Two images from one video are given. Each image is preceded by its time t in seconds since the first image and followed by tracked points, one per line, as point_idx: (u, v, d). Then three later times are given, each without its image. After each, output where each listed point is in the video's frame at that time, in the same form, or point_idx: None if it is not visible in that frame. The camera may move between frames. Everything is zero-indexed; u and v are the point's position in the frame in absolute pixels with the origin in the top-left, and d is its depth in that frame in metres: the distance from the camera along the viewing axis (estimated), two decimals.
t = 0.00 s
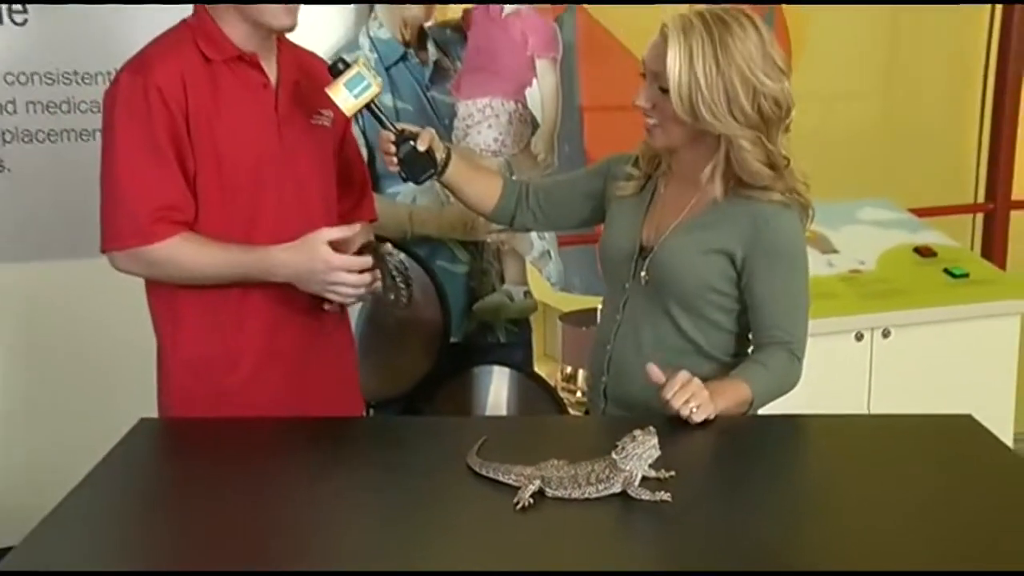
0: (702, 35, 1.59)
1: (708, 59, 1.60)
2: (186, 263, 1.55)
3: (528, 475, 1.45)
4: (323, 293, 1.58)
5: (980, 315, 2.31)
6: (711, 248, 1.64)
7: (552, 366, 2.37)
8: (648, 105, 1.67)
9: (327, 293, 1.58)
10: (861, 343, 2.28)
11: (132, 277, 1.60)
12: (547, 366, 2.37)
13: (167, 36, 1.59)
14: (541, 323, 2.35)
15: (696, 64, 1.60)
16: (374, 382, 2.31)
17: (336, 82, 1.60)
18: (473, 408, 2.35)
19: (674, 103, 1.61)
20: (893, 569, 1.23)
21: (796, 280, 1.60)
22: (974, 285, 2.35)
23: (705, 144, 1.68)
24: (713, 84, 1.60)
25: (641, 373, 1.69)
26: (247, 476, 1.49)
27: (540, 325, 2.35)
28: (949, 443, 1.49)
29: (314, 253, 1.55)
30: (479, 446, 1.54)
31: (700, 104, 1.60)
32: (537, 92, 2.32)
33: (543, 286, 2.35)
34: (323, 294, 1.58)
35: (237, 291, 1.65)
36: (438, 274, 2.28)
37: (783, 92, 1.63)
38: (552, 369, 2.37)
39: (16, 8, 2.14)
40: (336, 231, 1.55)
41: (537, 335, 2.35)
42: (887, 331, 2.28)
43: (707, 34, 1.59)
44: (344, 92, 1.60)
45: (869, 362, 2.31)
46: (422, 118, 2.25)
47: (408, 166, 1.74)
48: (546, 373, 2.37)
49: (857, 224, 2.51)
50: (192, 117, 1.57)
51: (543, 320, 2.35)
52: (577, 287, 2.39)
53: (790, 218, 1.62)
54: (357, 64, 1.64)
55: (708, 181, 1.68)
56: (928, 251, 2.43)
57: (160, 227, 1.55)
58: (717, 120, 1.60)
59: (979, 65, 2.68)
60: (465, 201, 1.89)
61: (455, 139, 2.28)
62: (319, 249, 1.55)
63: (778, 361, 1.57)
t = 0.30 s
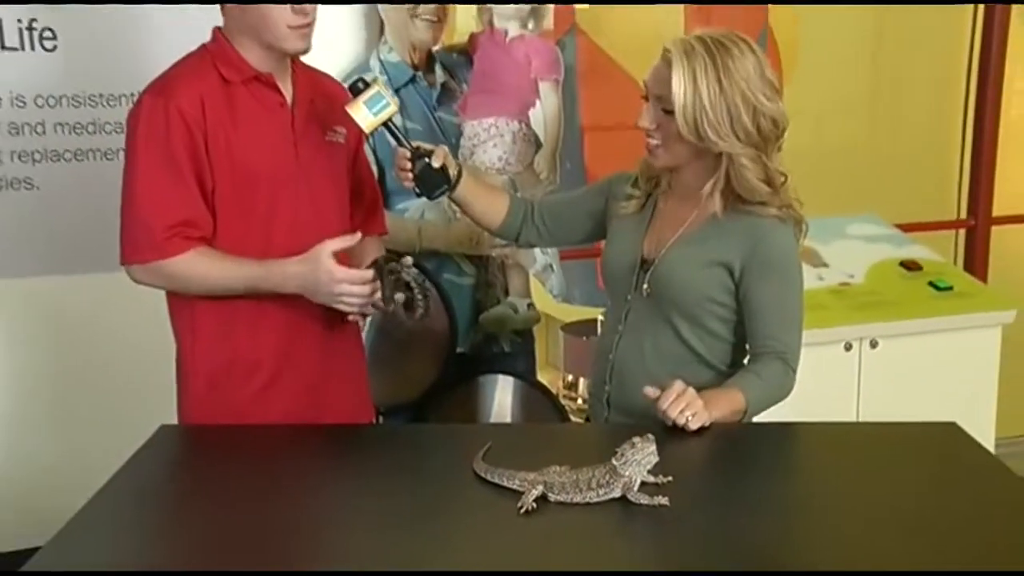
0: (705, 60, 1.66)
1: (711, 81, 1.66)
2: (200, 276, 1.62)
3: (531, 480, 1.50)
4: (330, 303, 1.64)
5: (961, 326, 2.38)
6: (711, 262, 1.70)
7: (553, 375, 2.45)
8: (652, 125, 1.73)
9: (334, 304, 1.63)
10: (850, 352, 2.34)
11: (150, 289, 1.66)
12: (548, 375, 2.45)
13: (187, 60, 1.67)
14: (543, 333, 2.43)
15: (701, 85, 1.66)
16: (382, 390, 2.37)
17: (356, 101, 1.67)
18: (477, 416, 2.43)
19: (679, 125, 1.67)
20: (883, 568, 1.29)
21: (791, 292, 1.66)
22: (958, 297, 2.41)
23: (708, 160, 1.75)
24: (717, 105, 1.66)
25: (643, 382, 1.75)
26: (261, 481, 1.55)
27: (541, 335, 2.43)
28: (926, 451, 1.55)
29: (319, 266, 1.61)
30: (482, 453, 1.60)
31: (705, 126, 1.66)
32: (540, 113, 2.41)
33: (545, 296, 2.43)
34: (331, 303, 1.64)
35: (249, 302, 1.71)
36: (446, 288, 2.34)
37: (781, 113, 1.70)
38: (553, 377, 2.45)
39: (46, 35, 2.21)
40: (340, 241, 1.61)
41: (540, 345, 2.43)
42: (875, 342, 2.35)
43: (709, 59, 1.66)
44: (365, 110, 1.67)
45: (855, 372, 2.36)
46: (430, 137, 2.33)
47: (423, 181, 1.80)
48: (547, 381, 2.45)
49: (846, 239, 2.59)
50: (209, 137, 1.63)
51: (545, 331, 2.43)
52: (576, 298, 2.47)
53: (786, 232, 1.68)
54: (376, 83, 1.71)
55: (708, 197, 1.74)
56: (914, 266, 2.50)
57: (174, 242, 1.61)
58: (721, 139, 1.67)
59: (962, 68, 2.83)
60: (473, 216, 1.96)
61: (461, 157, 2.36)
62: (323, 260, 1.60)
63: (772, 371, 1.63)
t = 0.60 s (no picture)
0: (698, 81, 1.73)
1: (701, 103, 1.73)
2: (212, 283, 1.68)
3: (533, 485, 1.57)
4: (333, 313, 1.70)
5: (944, 337, 2.45)
6: (709, 276, 1.76)
7: (553, 381, 2.54)
8: (644, 138, 1.81)
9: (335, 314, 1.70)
10: (839, 361, 2.40)
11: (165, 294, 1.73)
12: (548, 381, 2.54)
13: (206, 79, 1.74)
14: (545, 342, 2.51)
15: (691, 104, 1.73)
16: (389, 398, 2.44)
17: (363, 123, 1.73)
18: (481, 418, 2.48)
19: (668, 141, 1.75)
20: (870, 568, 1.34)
21: (784, 306, 1.72)
22: (942, 309, 2.48)
23: (695, 178, 1.81)
24: (705, 127, 1.73)
25: (642, 391, 1.81)
26: (275, 485, 1.61)
27: (544, 343, 2.51)
28: (906, 457, 1.61)
29: (324, 280, 1.67)
30: (487, 458, 1.67)
31: (692, 144, 1.73)
32: (541, 132, 2.48)
33: (547, 307, 2.52)
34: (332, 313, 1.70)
35: (267, 308, 1.78)
36: (451, 299, 2.41)
37: (769, 141, 1.77)
38: (553, 382, 2.54)
39: (74, 60, 2.32)
40: (343, 257, 1.67)
41: (541, 354, 2.52)
42: (863, 351, 2.41)
43: (703, 80, 1.73)
44: (371, 132, 1.73)
45: (845, 381, 2.43)
46: (437, 156, 2.39)
47: (428, 200, 1.87)
48: (548, 387, 2.54)
49: (834, 252, 2.66)
50: (225, 154, 1.70)
51: (547, 339, 2.51)
52: (576, 307, 2.57)
53: (780, 249, 1.75)
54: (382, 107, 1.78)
55: (699, 214, 1.82)
56: (899, 278, 2.56)
57: (187, 251, 1.68)
58: (706, 159, 1.73)
59: (943, 78, 2.97)
60: (478, 231, 2.02)
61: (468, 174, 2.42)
62: (328, 275, 1.66)
63: (765, 382, 1.70)
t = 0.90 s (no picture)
0: (699, 101, 1.80)
1: (701, 123, 1.80)
2: (232, 299, 1.75)
3: (536, 488, 1.62)
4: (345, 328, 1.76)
5: (926, 346, 2.52)
6: (704, 289, 1.83)
7: (555, 387, 2.60)
8: (645, 156, 1.88)
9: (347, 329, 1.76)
10: (828, 370, 2.47)
11: (185, 309, 1.79)
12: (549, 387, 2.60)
13: (222, 101, 1.81)
14: (546, 350, 2.58)
15: (690, 124, 1.79)
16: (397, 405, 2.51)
17: (372, 140, 1.80)
18: (486, 424, 2.55)
19: (668, 159, 1.82)
20: (858, 567, 1.39)
21: (777, 318, 1.79)
22: (926, 319, 2.54)
23: (693, 197, 1.88)
24: (703, 146, 1.79)
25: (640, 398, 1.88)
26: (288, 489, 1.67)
27: (545, 351, 2.58)
28: (890, 467, 1.66)
29: (342, 296, 1.73)
30: (491, 463, 1.73)
31: (691, 164, 1.80)
32: (544, 149, 2.56)
33: (548, 316, 2.58)
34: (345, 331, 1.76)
35: (281, 322, 1.84)
36: (456, 310, 2.47)
37: (765, 160, 1.83)
38: (554, 388, 2.61)
39: (99, 81, 2.40)
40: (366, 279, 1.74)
41: (543, 361, 2.58)
42: (851, 359, 2.48)
43: (704, 100, 1.80)
44: (379, 148, 1.80)
45: (835, 388, 2.49)
46: (443, 171, 2.47)
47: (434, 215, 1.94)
48: (549, 393, 2.60)
49: (823, 264, 2.73)
50: (242, 172, 1.77)
51: (547, 347, 2.58)
52: (575, 316, 2.64)
53: (773, 262, 1.81)
54: (391, 126, 1.84)
55: (696, 228, 1.88)
56: (885, 289, 2.63)
57: (211, 268, 1.74)
58: (704, 177, 1.80)
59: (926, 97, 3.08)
60: (484, 245, 2.09)
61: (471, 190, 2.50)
62: (350, 293, 1.73)
63: (758, 390, 1.76)
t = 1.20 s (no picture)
0: (696, 120, 1.86)
1: (699, 140, 1.86)
2: (247, 309, 1.81)
3: (537, 492, 1.68)
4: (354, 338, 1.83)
5: (912, 353, 2.58)
6: (701, 299, 1.89)
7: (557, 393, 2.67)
8: (645, 171, 1.94)
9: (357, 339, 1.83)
10: (818, 376, 2.52)
11: (201, 317, 1.86)
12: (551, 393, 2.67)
13: (238, 118, 1.87)
14: (548, 357, 2.64)
15: (688, 142, 1.86)
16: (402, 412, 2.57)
17: (382, 155, 1.87)
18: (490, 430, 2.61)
19: (668, 175, 1.88)
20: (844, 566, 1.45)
21: (770, 327, 1.85)
22: (912, 328, 2.60)
23: (691, 211, 1.94)
24: (700, 163, 1.86)
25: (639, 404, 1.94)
26: (299, 492, 1.74)
27: (547, 358, 2.64)
28: (876, 474, 1.71)
29: (354, 307, 1.80)
30: (494, 467, 1.79)
31: (689, 179, 1.86)
32: (546, 164, 2.62)
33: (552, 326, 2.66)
34: (353, 340, 1.83)
35: (293, 331, 1.91)
36: (461, 318, 2.54)
37: (761, 175, 1.90)
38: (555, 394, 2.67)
39: (120, 100, 2.46)
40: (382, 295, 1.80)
41: (546, 368, 2.65)
42: (840, 366, 2.53)
43: (700, 119, 1.86)
44: (389, 163, 1.87)
45: (824, 394, 2.55)
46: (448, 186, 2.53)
47: (442, 227, 2.00)
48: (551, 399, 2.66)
49: (813, 275, 2.80)
50: (256, 186, 1.83)
51: (550, 355, 2.65)
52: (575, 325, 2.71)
53: (767, 274, 1.88)
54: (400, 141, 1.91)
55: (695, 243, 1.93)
56: (873, 298, 2.69)
57: (226, 278, 1.81)
58: (702, 193, 1.86)
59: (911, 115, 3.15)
60: (490, 257, 2.16)
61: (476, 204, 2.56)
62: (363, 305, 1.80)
63: (751, 397, 1.82)
